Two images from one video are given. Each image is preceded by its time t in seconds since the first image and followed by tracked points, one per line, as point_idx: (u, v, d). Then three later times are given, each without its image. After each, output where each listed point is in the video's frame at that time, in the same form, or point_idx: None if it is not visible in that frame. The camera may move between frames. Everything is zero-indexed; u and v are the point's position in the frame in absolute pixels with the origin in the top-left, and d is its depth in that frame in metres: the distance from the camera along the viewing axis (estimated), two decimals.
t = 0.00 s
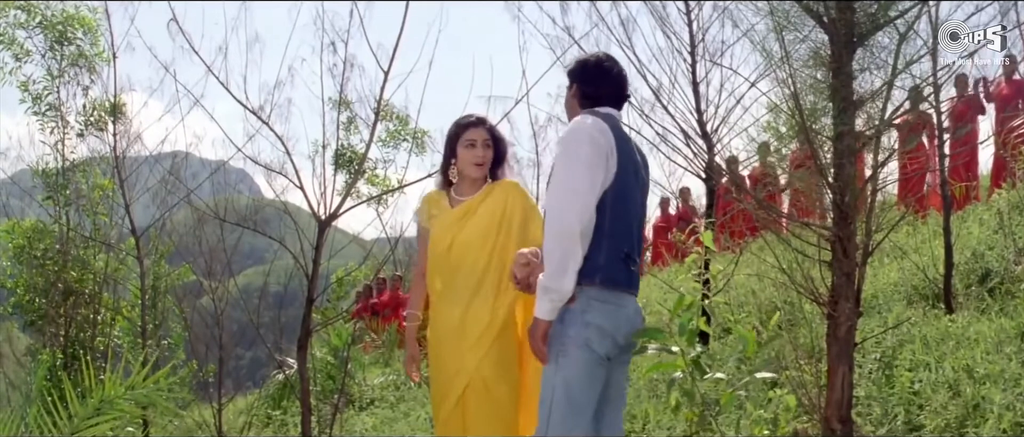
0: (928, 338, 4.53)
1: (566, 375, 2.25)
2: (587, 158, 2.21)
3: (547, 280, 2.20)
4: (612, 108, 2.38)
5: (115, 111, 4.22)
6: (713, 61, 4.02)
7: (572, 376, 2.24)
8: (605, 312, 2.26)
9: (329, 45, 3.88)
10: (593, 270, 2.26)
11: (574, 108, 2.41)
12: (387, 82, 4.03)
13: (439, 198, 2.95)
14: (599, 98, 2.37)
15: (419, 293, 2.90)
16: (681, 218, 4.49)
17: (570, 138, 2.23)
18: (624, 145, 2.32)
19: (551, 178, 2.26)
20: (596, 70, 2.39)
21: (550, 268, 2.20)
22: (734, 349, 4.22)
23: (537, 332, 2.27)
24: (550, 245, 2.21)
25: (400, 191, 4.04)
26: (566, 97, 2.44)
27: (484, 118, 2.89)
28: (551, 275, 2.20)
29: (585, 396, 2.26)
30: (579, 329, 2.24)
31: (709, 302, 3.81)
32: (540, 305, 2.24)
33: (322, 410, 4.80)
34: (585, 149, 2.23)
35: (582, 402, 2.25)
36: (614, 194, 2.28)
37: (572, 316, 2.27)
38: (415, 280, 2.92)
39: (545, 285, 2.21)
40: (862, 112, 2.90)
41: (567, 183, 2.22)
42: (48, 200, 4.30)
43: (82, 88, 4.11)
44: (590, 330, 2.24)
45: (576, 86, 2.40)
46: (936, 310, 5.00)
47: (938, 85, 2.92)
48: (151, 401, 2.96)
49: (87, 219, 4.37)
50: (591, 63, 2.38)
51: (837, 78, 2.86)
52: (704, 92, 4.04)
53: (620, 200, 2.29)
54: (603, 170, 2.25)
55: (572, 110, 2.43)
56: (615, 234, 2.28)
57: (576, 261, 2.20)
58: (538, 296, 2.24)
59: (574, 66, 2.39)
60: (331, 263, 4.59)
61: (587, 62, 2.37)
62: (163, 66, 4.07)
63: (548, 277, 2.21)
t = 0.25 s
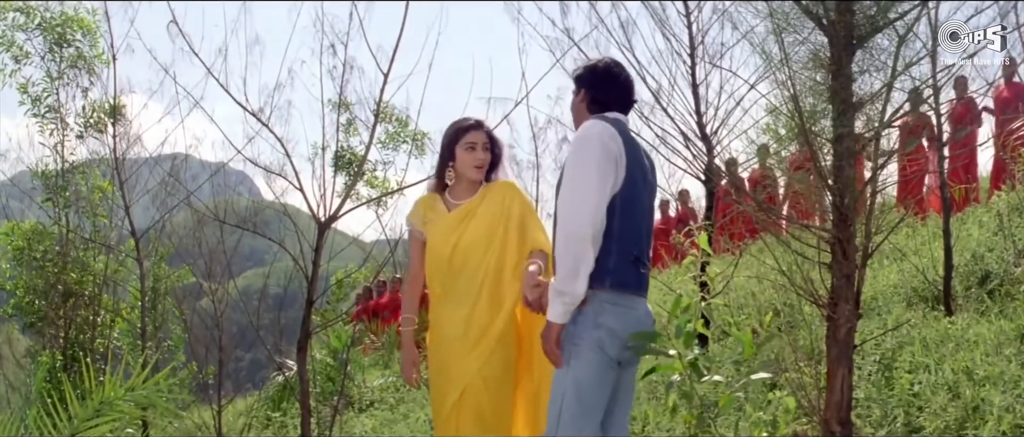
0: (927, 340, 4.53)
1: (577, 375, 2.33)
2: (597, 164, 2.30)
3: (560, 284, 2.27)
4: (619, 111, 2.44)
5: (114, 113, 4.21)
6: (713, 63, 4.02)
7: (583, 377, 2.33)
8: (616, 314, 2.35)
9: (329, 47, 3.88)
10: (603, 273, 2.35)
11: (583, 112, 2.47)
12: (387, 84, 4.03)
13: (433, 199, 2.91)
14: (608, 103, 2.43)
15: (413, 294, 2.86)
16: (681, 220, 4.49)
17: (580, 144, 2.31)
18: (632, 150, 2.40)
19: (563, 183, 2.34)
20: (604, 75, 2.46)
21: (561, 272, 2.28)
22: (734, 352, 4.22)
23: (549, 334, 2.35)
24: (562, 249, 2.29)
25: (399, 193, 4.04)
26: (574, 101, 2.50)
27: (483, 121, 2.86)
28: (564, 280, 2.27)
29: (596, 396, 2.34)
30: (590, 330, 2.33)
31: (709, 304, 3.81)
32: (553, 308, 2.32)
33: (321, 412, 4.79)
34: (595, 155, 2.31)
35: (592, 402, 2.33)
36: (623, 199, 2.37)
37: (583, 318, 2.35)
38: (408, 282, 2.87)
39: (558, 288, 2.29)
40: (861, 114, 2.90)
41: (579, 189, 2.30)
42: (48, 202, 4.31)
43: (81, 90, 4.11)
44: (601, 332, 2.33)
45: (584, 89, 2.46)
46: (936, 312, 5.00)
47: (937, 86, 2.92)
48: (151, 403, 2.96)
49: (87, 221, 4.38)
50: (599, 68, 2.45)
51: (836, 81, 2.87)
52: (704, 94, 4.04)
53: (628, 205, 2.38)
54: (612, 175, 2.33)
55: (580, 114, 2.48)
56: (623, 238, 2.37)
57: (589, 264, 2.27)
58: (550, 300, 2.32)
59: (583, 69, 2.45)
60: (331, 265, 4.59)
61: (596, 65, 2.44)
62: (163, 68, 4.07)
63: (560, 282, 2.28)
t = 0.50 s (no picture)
0: (928, 341, 4.53)
1: (583, 376, 2.35)
2: (604, 165, 2.31)
3: (567, 283, 2.29)
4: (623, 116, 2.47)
5: (114, 114, 4.22)
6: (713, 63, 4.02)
7: (589, 378, 2.35)
8: (623, 316, 2.36)
9: (329, 48, 3.88)
10: (610, 274, 2.35)
11: (588, 115, 2.50)
12: (387, 84, 4.03)
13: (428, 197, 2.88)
14: (614, 107, 2.46)
15: (407, 294, 2.83)
16: (681, 221, 4.49)
17: (587, 145, 2.32)
18: (639, 152, 2.41)
19: (570, 183, 2.36)
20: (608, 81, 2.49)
21: (568, 272, 2.29)
22: (734, 352, 4.22)
23: (555, 334, 2.37)
24: (568, 249, 2.30)
25: (400, 193, 4.04)
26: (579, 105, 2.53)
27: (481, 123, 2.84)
28: (570, 280, 2.29)
29: (601, 397, 2.37)
30: (596, 331, 2.35)
31: (709, 304, 3.81)
32: (559, 307, 2.33)
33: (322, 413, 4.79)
34: (602, 157, 2.32)
35: (598, 403, 2.36)
36: (630, 200, 2.38)
37: (591, 319, 2.37)
38: (402, 281, 2.84)
39: (564, 287, 2.31)
40: (861, 115, 2.91)
41: (585, 190, 2.31)
42: (48, 203, 4.31)
43: (82, 91, 4.11)
44: (608, 333, 2.35)
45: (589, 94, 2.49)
46: (936, 313, 5.00)
47: (937, 87, 2.92)
48: (151, 403, 2.96)
49: (87, 222, 4.37)
50: (605, 73, 2.48)
51: (836, 81, 2.87)
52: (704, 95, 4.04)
53: (635, 206, 2.39)
54: (619, 176, 2.34)
55: (585, 118, 2.51)
56: (630, 239, 2.38)
57: (595, 264, 2.28)
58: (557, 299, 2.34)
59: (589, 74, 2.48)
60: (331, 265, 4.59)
61: (601, 71, 2.47)
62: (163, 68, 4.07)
63: (566, 282, 2.30)
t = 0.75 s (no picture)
0: (928, 341, 4.53)
1: (586, 375, 2.36)
2: (608, 163, 2.30)
3: (570, 279, 2.27)
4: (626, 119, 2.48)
5: (114, 114, 4.22)
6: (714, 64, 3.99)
7: (592, 376, 2.35)
8: (626, 315, 2.37)
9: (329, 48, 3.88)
10: (613, 272, 2.36)
11: (590, 117, 2.50)
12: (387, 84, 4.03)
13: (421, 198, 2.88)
14: (615, 108, 2.47)
15: (404, 295, 2.86)
16: (681, 221, 4.49)
17: (591, 143, 2.31)
18: (640, 151, 2.42)
19: (572, 181, 2.35)
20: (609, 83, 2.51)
21: (573, 269, 2.28)
22: (734, 352, 4.22)
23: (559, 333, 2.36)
24: (572, 246, 2.29)
25: (400, 193, 4.04)
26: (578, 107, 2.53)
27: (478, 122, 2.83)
28: (574, 276, 2.28)
29: (603, 395, 2.37)
30: (600, 330, 2.36)
31: (709, 304, 3.81)
32: (562, 304, 2.32)
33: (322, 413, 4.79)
34: (605, 154, 2.31)
35: (600, 401, 2.36)
36: (631, 198, 2.38)
37: (593, 318, 2.38)
38: (399, 282, 2.87)
39: (567, 284, 2.29)
40: (861, 115, 2.91)
41: (588, 187, 2.31)
42: (48, 203, 4.31)
43: (82, 91, 4.11)
44: (610, 332, 2.35)
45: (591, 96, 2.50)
46: (936, 313, 5.00)
47: (937, 87, 2.92)
48: (151, 403, 2.95)
49: (87, 222, 4.36)
50: (606, 76, 2.49)
51: (836, 81, 2.87)
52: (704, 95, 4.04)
53: (637, 205, 2.40)
54: (622, 175, 2.34)
55: (587, 120, 2.51)
56: (632, 237, 2.38)
57: (598, 261, 2.28)
58: (559, 296, 2.33)
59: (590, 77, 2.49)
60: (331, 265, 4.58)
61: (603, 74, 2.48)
62: (163, 69, 4.07)
63: (567, 280, 2.29)
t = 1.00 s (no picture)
0: (928, 341, 4.53)
1: (587, 375, 2.36)
2: (608, 162, 2.30)
3: (571, 278, 2.28)
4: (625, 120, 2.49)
5: (114, 114, 4.21)
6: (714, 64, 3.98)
7: (592, 377, 2.35)
8: (626, 315, 2.37)
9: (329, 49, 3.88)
10: (615, 271, 2.36)
11: (589, 119, 2.50)
12: (387, 84, 4.03)
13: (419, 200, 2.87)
14: (615, 110, 2.48)
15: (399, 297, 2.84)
16: (681, 221, 4.49)
17: (593, 142, 2.31)
18: (641, 152, 2.42)
19: (573, 180, 2.35)
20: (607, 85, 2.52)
21: (574, 268, 2.28)
22: (734, 352, 4.22)
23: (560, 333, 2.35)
24: (573, 245, 2.29)
25: (400, 194, 4.04)
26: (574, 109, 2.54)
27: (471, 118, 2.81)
28: (575, 276, 2.27)
29: (603, 396, 2.37)
30: (600, 331, 2.36)
31: (709, 304, 3.81)
32: (564, 303, 2.31)
33: (322, 413, 4.79)
34: (607, 154, 2.31)
35: (600, 401, 2.36)
36: (633, 198, 2.38)
37: (594, 318, 2.38)
38: (394, 284, 2.85)
39: (569, 283, 2.29)
40: (861, 115, 2.91)
41: (590, 187, 2.31)
42: (48, 203, 4.32)
43: (82, 91, 4.11)
44: (610, 332, 2.35)
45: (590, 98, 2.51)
46: (936, 313, 5.00)
47: (937, 88, 2.92)
48: (151, 404, 2.95)
49: (87, 222, 4.37)
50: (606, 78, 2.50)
51: (836, 81, 2.87)
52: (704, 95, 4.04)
53: (639, 205, 2.39)
54: (624, 175, 2.34)
55: (585, 122, 2.52)
56: (634, 237, 2.38)
57: (600, 261, 2.28)
58: (560, 295, 2.32)
59: (588, 78, 2.50)
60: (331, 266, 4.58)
61: (602, 75, 2.49)
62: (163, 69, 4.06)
63: (568, 280, 2.29)
